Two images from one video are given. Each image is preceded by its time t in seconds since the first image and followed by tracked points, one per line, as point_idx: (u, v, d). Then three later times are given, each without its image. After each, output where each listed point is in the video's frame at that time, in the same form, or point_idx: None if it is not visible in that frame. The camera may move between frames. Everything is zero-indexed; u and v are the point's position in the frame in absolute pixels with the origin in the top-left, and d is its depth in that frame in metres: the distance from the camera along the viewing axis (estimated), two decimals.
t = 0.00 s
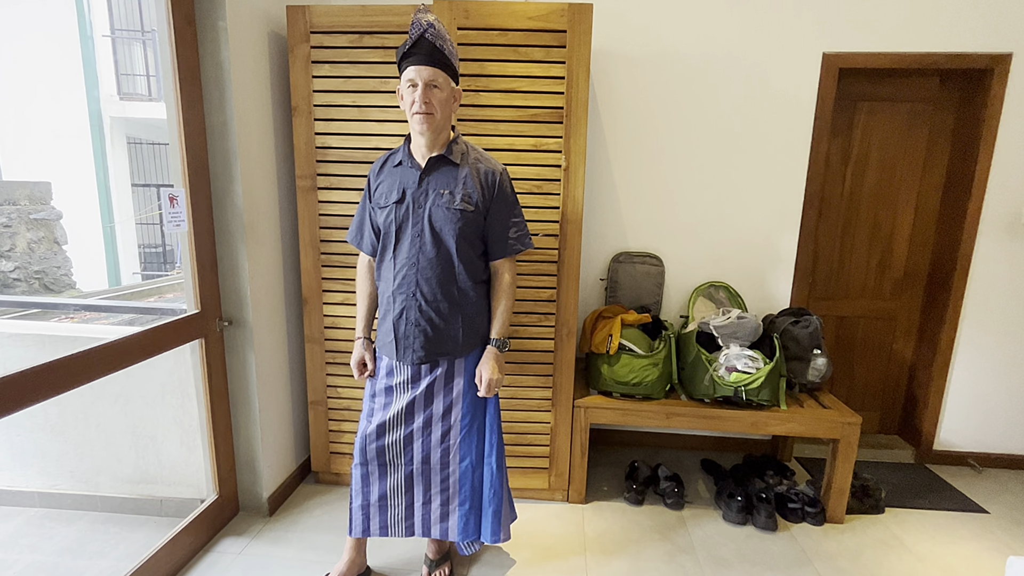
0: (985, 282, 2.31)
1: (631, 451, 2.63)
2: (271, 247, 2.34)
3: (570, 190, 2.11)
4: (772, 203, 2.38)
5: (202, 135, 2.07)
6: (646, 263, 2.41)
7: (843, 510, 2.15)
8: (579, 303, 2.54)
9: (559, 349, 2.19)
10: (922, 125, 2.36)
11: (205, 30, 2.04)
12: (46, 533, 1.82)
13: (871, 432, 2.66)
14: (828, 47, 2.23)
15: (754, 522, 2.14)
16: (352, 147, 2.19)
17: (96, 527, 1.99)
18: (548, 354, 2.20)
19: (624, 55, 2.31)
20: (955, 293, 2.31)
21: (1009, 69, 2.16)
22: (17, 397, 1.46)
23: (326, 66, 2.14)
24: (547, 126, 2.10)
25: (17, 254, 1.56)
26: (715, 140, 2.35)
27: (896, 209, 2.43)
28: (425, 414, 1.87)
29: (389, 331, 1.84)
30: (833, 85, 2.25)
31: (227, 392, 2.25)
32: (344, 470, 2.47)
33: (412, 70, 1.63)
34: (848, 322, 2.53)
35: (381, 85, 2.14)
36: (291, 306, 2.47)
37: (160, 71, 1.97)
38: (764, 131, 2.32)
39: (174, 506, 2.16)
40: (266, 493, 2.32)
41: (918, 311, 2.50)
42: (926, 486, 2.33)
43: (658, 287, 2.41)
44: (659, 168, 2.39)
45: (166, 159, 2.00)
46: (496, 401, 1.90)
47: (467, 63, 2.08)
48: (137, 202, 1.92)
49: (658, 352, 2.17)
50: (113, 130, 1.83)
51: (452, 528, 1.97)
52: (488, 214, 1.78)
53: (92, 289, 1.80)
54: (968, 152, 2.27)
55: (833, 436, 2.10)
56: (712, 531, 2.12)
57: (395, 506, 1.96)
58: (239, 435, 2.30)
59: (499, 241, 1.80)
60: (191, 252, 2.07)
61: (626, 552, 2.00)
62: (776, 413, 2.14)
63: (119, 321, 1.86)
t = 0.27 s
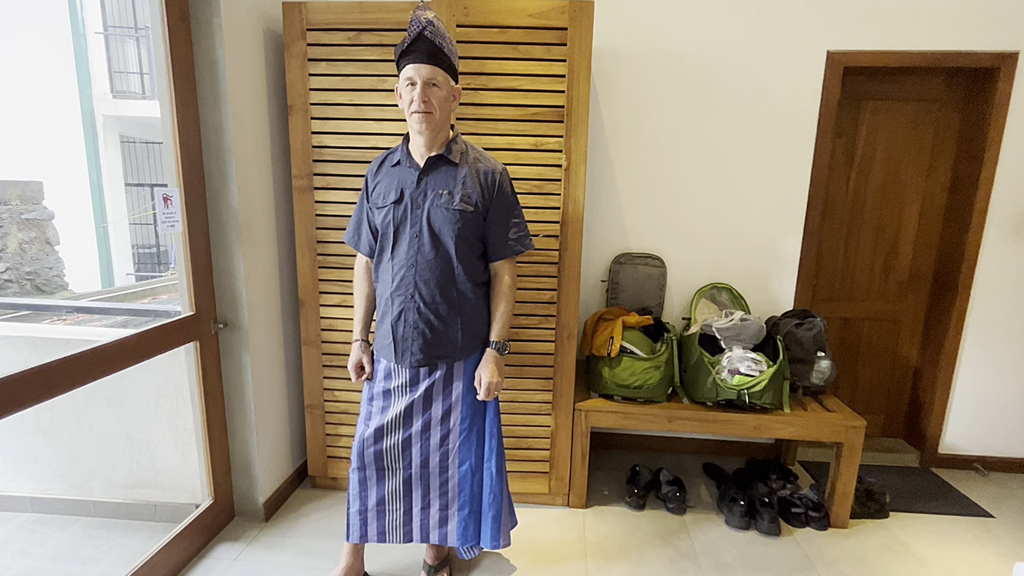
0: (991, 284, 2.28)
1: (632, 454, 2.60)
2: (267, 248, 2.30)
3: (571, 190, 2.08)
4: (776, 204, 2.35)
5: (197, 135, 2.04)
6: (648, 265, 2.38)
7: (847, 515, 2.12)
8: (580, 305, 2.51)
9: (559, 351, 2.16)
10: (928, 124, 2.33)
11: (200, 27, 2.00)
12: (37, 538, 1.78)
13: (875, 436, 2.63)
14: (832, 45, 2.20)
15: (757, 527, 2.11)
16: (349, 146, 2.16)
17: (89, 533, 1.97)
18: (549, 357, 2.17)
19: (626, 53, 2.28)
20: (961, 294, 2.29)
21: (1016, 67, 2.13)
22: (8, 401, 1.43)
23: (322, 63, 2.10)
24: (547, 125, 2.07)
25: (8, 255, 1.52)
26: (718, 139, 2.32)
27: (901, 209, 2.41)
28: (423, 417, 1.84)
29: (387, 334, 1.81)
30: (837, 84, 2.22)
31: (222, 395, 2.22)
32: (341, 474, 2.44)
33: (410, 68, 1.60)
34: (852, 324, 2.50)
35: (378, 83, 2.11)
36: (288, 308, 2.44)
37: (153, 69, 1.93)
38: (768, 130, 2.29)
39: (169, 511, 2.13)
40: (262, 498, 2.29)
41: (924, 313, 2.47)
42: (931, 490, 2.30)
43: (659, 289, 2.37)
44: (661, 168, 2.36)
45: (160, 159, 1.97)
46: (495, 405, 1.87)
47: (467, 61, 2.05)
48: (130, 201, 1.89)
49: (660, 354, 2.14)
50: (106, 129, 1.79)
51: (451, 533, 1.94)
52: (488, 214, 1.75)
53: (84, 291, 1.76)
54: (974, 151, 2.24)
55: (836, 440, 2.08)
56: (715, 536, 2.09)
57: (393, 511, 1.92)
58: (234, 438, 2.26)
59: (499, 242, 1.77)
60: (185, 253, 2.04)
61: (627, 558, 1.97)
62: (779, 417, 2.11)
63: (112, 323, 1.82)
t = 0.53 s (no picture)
0: (997, 287, 2.26)
1: (634, 460, 2.57)
2: (264, 250, 2.27)
3: (572, 192, 2.05)
4: (780, 205, 2.32)
5: (192, 135, 2.01)
6: (649, 267, 2.35)
7: (851, 520, 2.10)
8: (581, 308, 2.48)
9: (560, 355, 2.13)
10: (933, 125, 2.31)
11: (196, 27, 1.97)
12: (32, 545, 1.75)
13: (879, 440, 2.61)
14: (836, 45, 2.18)
15: (760, 532, 2.08)
16: (347, 147, 2.13)
17: (83, 539, 1.93)
18: (549, 360, 2.14)
19: (628, 53, 2.26)
20: (967, 297, 2.26)
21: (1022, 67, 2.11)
22: None
23: (320, 63, 2.08)
24: (548, 126, 2.04)
25: None
26: (721, 141, 2.29)
27: (905, 211, 2.38)
28: (422, 422, 1.81)
29: (385, 338, 1.78)
30: (841, 84, 2.19)
31: (218, 400, 2.18)
32: (339, 479, 2.41)
33: (409, 68, 1.58)
34: (857, 327, 2.48)
35: (377, 84, 2.08)
36: (285, 311, 2.40)
37: (148, 69, 1.90)
38: (772, 131, 2.27)
39: (164, 518, 2.10)
40: (259, 504, 2.26)
41: (929, 316, 2.45)
42: (936, 495, 2.28)
43: (661, 292, 2.35)
44: (663, 170, 2.33)
45: (155, 159, 1.94)
46: (495, 409, 1.84)
47: (466, 61, 2.02)
48: (124, 203, 1.85)
49: (662, 358, 2.11)
50: (100, 129, 1.76)
51: (451, 540, 1.91)
52: (488, 216, 1.72)
53: (78, 294, 1.72)
54: (980, 153, 2.22)
55: (840, 445, 2.05)
56: (718, 542, 2.06)
57: (392, 517, 1.89)
58: (230, 443, 2.23)
59: (499, 244, 1.74)
60: (180, 255, 2.01)
61: (629, 565, 1.94)
62: (783, 421, 2.08)
63: (106, 327, 1.79)
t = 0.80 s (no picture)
0: (1006, 287, 2.23)
1: (638, 462, 2.54)
2: (263, 250, 2.24)
3: (574, 191, 2.02)
4: (785, 204, 2.29)
5: (190, 134, 1.98)
6: (653, 267, 2.32)
7: (858, 523, 2.06)
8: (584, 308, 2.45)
9: (563, 356, 2.11)
10: (940, 122, 2.28)
11: (193, 23, 1.94)
12: (28, 550, 1.70)
13: (887, 442, 2.58)
14: (843, 41, 2.15)
15: (766, 535, 2.06)
16: (346, 146, 2.10)
17: (81, 543, 1.88)
18: (552, 361, 2.12)
19: (631, 50, 2.23)
20: (975, 296, 2.24)
21: None
22: None
23: (319, 60, 2.04)
24: (550, 124, 2.01)
25: None
26: (726, 138, 2.26)
27: (913, 210, 2.35)
28: (423, 424, 1.78)
29: (386, 339, 1.75)
30: (848, 81, 2.16)
31: (217, 401, 2.16)
32: (339, 482, 2.38)
33: (410, 65, 1.55)
34: (864, 327, 2.45)
35: (376, 81, 2.05)
36: (284, 312, 2.38)
37: (145, 66, 1.87)
38: (778, 129, 2.24)
39: (162, 521, 2.07)
40: (258, 507, 2.23)
41: (937, 316, 2.42)
42: (944, 497, 2.25)
43: (665, 291, 2.32)
44: (667, 168, 2.30)
45: (152, 158, 1.91)
46: (498, 411, 1.81)
47: (467, 58, 1.99)
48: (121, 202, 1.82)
49: (666, 359, 2.08)
50: (96, 127, 1.73)
51: (452, 543, 1.88)
52: (489, 215, 1.69)
53: (74, 294, 1.70)
54: (988, 151, 2.19)
55: (847, 447, 2.02)
56: (723, 545, 2.03)
57: (393, 520, 1.87)
58: (229, 446, 2.20)
59: (501, 244, 1.71)
60: (178, 255, 1.98)
61: (634, 569, 1.91)
62: (789, 423, 2.05)
63: (104, 328, 1.76)
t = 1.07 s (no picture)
0: (1012, 289, 2.21)
1: (640, 466, 2.52)
2: (260, 252, 2.21)
3: (575, 192, 2.00)
4: (789, 205, 2.27)
5: (186, 135, 1.95)
6: (656, 269, 2.29)
7: (863, 528, 2.04)
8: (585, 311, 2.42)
9: (564, 359, 2.08)
10: (946, 122, 2.25)
11: (189, 23, 1.92)
12: (22, 557, 1.67)
13: (892, 446, 2.55)
14: (847, 41, 2.12)
15: (770, 541, 2.03)
16: (345, 147, 2.07)
17: (75, 549, 1.85)
18: (553, 365, 2.09)
19: (633, 49, 2.20)
20: (981, 298, 2.21)
21: None
22: None
23: (317, 60, 2.02)
24: (551, 124, 1.98)
25: None
26: (729, 139, 2.24)
27: (918, 212, 2.33)
28: (423, 429, 1.75)
29: (385, 342, 1.72)
30: (852, 81, 2.14)
31: (213, 405, 2.13)
32: (337, 487, 2.35)
33: (408, 65, 1.52)
34: (868, 330, 2.42)
35: (375, 81, 2.02)
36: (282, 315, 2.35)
37: (140, 66, 1.84)
38: (781, 129, 2.21)
39: (158, 527, 2.04)
40: (255, 513, 2.20)
41: (942, 319, 2.39)
42: (950, 502, 2.22)
43: (668, 294, 2.29)
44: (669, 169, 2.28)
45: (148, 159, 1.88)
46: (498, 415, 1.79)
47: (467, 58, 1.96)
48: (116, 204, 1.79)
49: (669, 362, 2.05)
50: (91, 128, 1.70)
51: (452, 549, 1.86)
52: (490, 217, 1.67)
53: (69, 297, 1.67)
54: (994, 151, 2.17)
55: (853, 451, 2.00)
56: (727, 551, 2.01)
57: (392, 526, 1.84)
58: (226, 451, 2.18)
59: (501, 246, 1.68)
60: (174, 258, 1.95)
61: (637, 575, 1.88)
62: (793, 427, 2.03)
63: (98, 332, 1.73)
